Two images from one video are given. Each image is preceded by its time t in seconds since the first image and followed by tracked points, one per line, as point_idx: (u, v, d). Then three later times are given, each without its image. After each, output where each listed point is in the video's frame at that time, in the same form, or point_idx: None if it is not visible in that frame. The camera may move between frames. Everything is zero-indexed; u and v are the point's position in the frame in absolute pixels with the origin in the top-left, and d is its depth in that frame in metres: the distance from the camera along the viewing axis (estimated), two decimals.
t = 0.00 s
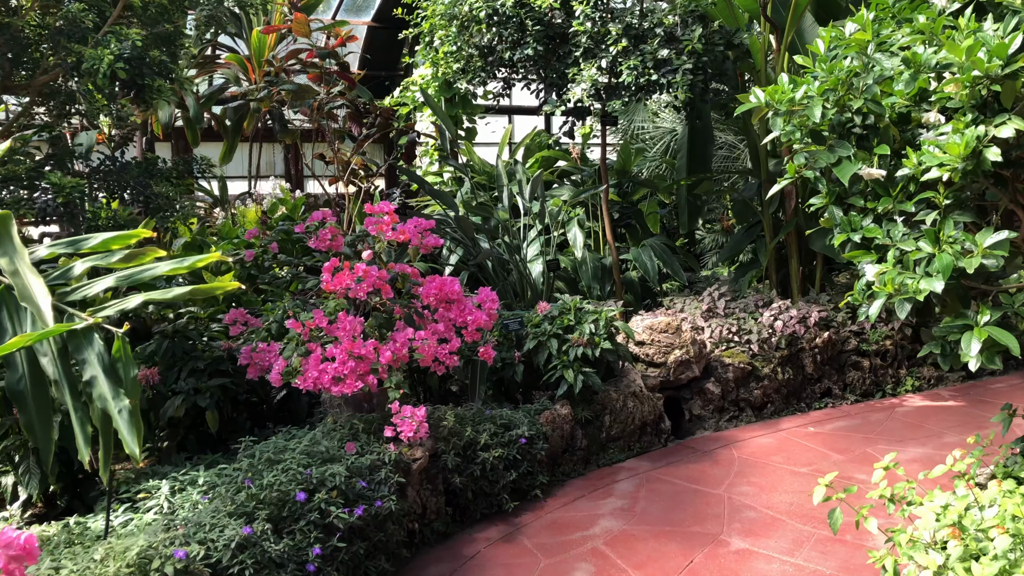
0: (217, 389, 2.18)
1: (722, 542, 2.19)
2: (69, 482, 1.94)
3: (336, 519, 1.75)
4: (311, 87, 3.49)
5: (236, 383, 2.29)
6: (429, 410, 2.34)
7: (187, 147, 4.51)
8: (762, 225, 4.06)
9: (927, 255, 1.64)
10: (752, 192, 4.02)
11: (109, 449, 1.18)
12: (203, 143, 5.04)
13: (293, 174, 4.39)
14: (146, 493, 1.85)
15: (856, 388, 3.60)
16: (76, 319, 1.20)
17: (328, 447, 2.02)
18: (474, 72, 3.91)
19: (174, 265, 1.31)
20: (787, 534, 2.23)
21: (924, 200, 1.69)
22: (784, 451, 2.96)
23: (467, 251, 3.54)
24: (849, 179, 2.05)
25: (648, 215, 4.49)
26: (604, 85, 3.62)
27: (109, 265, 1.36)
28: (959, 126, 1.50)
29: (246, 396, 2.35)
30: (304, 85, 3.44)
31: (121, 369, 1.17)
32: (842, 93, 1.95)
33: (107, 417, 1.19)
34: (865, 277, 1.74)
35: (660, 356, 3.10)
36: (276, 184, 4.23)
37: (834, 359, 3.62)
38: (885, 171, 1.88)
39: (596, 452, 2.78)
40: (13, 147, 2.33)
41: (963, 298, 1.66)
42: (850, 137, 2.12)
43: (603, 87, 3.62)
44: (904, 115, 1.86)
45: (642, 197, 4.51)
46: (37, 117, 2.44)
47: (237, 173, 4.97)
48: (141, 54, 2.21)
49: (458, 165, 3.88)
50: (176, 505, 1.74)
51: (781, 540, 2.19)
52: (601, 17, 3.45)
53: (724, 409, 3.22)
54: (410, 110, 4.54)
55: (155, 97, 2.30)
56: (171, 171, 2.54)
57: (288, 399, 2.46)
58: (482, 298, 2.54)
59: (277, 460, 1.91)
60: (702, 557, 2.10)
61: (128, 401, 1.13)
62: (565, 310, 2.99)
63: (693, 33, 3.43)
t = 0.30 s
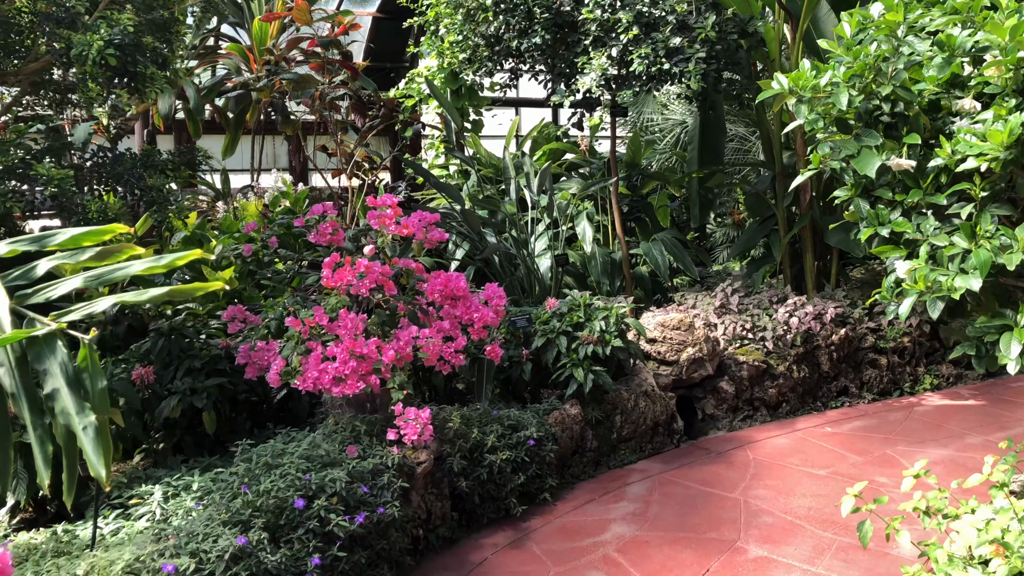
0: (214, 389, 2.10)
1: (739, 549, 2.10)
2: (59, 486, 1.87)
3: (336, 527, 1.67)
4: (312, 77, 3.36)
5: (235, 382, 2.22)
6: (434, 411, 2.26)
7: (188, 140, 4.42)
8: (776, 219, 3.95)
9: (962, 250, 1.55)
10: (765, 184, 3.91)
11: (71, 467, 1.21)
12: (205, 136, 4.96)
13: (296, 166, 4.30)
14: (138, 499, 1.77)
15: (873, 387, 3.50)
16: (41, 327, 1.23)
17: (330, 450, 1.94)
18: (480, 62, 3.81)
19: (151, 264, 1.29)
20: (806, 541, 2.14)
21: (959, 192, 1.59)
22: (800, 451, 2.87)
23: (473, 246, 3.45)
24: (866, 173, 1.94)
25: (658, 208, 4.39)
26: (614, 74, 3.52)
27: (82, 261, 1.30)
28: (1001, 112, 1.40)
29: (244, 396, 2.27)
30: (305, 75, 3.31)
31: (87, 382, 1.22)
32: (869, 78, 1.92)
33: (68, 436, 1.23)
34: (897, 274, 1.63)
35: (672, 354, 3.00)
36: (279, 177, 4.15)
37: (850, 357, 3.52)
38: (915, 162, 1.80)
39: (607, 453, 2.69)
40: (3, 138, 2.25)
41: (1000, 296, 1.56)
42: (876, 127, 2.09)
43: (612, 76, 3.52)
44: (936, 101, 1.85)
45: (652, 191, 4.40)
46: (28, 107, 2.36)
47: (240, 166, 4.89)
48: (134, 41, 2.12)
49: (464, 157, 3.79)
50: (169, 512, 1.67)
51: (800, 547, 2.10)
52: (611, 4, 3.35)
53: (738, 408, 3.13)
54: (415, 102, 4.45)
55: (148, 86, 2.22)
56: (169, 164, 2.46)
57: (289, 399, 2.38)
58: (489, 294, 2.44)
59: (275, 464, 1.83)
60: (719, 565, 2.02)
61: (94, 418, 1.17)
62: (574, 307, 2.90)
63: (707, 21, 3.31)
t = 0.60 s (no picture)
0: (218, 391, 2.03)
1: (764, 559, 2.01)
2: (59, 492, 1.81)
3: (344, 538, 1.59)
4: (320, 66, 3.24)
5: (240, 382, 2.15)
6: (447, 413, 2.18)
7: (195, 132, 4.35)
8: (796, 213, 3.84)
9: (1009, 250, 1.81)
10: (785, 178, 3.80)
11: (48, 503, 1.04)
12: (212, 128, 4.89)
13: (303, 159, 4.22)
14: (139, 506, 1.71)
15: (896, 386, 3.39)
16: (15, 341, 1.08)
17: (338, 455, 1.87)
18: (491, 52, 3.71)
19: (138, 271, 1.13)
20: (835, 552, 2.05)
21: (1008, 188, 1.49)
22: (824, 454, 2.77)
23: (485, 241, 3.36)
24: (894, 165, 2.11)
25: (673, 202, 4.29)
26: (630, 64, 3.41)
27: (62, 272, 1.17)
28: None
29: (250, 397, 2.20)
30: (313, 64, 3.18)
31: (63, 408, 1.05)
32: (906, 67, 2.14)
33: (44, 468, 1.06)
34: (944, 274, 1.86)
35: (690, 353, 2.90)
36: (286, 169, 4.07)
37: (873, 356, 3.41)
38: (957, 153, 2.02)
39: (624, 456, 2.61)
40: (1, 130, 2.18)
41: None
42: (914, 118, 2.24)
43: (629, 66, 3.41)
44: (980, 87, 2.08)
45: (668, 184, 4.30)
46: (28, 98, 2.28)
47: (247, 159, 4.82)
48: (134, 29, 2.03)
49: (475, 149, 3.70)
50: (171, 521, 1.60)
51: (828, 557, 2.02)
52: None
53: (758, 409, 3.04)
54: (425, 94, 4.36)
55: (144, 75, 2.11)
56: (173, 157, 2.38)
57: (296, 400, 2.31)
58: (502, 292, 2.35)
59: (281, 470, 1.76)
60: None
61: (70, 447, 1.01)
62: (590, 304, 2.81)
63: (726, 7, 3.15)
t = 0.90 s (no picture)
0: (228, 393, 1.96)
1: (800, 570, 1.92)
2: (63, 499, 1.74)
3: (361, 549, 1.51)
4: (332, 57, 3.14)
5: (251, 383, 2.07)
6: (466, 416, 2.09)
7: (205, 126, 4.28)
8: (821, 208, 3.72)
9: None
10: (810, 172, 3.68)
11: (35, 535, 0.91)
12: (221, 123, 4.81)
13: (314, 153, 4.13)
14: (146, 515, 1.63)
15: (927, 388, 3.28)
16: None
17: (353, 462, 1.79)
18: (507, 42, 3.60)
19: (140, 271, 1.01)
20: (873, 563, 1.95)
21: None
22: (855, 458, 2.67)
23: (501, 237, 3.27)
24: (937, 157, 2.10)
25: (693, 197, 4.17)
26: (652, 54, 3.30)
27: (56, 271, 1.05)
28: None
29: (261, 399, 2.12)
30: (325, 55, 3.08)
31: (52, 428, 0.92)
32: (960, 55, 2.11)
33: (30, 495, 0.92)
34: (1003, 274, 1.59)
35: (715, 353, 2.81)
36: (297, 164, 3.99)
37: (903, 355, 3.29)
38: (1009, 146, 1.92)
39: (647, 460, 2.51)
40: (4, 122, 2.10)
41: None
42: (967, 106, 2.20)
43: (650, 56, 3.30)
44: None
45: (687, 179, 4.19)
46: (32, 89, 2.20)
47: (257, 154, 4.75)
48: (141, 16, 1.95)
49: (490, 143, 3.60)
50: (179, 531, 1.52)
51: (867, 568, 1.92)
52: None
53: (784, 411, 2.93)
54: (438, 87, 4.27)
55: (151, 63, 2.02)
56: (182, 151, 2.30)
57: (309, 402, 2.22)
58: (523, 290, 2.26)
59: (294, 478, 1.68)
60: None
61: (58, 474, 0.88)
62: (611, 303, 2.71)
63: None
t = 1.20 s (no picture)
0: (237, 398, 1.87)
1: None
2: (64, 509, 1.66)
3: (378, 567, 1.42)
4: (344, 46, 3.03)
5: (261, 386, 1.98)
6: (485, 422, 2.00)
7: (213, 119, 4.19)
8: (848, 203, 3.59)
9: None
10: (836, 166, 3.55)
11: None
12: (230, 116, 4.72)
13: (325, 146, 4.03)
14: (151, 527, 1.54)
15: (959, 390, 3.15)
16: None
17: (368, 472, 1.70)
18: (524, 32, 3.49)
19: (134, 278, 0.90)
20: None
21: None
22: (889, 465, 2.55)
23: (517, 234, 3.17)
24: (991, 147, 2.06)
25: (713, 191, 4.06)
26: (675, 43, 3.18)
27: (41, 275, 0.94)
28: None
29: (271, 404, 2.03)
30: (337, 44, 2.97)
31: (28, 468, 0.83)
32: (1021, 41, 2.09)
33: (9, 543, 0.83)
34: None
35: (742, 355, 2.70)
36: (307, 157, 3.89)
37: (934, 357, 3.17)
38: None
39: (672, 466, 2.41)
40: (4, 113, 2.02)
41: None
42: None
43: (673, 46, 3.19)
44: None
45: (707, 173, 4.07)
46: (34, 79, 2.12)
47: (267, 147, 4.66)
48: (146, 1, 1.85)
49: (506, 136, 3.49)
50: (185, 546, 1.44)
51: None
52: None
53: (813, 415, 2.82)
54: (451, 79, 4.16)
55: (157, 52, 1.93)
56: (191, 143, 2.22)
57: (321, 405, 2.13)
58: (544, 290, 2.16)
59: (307, 489, 1.59)
60: None
61: (32, 526, 0.78)
62: (633, 302, 2.61)
63: None
